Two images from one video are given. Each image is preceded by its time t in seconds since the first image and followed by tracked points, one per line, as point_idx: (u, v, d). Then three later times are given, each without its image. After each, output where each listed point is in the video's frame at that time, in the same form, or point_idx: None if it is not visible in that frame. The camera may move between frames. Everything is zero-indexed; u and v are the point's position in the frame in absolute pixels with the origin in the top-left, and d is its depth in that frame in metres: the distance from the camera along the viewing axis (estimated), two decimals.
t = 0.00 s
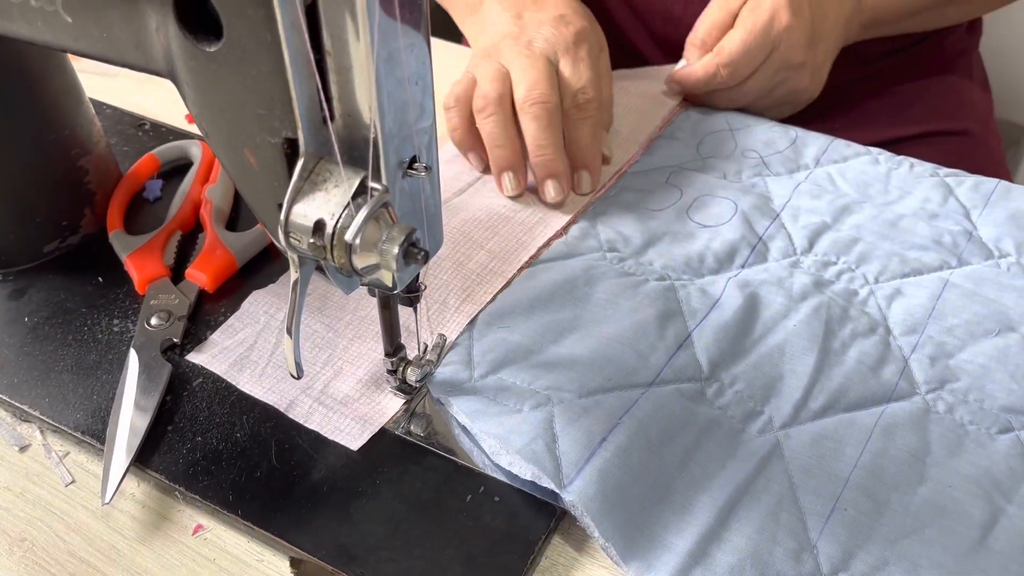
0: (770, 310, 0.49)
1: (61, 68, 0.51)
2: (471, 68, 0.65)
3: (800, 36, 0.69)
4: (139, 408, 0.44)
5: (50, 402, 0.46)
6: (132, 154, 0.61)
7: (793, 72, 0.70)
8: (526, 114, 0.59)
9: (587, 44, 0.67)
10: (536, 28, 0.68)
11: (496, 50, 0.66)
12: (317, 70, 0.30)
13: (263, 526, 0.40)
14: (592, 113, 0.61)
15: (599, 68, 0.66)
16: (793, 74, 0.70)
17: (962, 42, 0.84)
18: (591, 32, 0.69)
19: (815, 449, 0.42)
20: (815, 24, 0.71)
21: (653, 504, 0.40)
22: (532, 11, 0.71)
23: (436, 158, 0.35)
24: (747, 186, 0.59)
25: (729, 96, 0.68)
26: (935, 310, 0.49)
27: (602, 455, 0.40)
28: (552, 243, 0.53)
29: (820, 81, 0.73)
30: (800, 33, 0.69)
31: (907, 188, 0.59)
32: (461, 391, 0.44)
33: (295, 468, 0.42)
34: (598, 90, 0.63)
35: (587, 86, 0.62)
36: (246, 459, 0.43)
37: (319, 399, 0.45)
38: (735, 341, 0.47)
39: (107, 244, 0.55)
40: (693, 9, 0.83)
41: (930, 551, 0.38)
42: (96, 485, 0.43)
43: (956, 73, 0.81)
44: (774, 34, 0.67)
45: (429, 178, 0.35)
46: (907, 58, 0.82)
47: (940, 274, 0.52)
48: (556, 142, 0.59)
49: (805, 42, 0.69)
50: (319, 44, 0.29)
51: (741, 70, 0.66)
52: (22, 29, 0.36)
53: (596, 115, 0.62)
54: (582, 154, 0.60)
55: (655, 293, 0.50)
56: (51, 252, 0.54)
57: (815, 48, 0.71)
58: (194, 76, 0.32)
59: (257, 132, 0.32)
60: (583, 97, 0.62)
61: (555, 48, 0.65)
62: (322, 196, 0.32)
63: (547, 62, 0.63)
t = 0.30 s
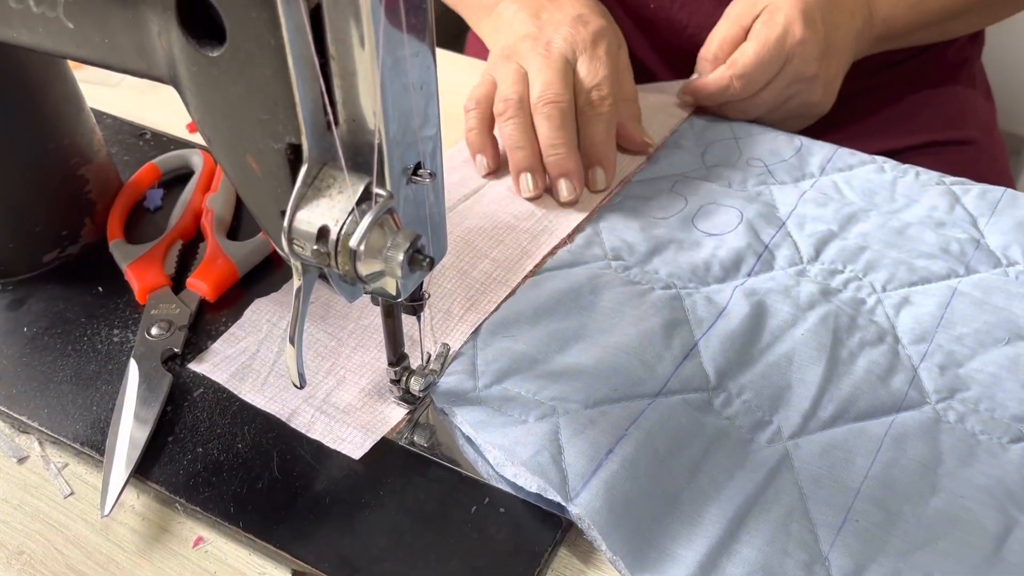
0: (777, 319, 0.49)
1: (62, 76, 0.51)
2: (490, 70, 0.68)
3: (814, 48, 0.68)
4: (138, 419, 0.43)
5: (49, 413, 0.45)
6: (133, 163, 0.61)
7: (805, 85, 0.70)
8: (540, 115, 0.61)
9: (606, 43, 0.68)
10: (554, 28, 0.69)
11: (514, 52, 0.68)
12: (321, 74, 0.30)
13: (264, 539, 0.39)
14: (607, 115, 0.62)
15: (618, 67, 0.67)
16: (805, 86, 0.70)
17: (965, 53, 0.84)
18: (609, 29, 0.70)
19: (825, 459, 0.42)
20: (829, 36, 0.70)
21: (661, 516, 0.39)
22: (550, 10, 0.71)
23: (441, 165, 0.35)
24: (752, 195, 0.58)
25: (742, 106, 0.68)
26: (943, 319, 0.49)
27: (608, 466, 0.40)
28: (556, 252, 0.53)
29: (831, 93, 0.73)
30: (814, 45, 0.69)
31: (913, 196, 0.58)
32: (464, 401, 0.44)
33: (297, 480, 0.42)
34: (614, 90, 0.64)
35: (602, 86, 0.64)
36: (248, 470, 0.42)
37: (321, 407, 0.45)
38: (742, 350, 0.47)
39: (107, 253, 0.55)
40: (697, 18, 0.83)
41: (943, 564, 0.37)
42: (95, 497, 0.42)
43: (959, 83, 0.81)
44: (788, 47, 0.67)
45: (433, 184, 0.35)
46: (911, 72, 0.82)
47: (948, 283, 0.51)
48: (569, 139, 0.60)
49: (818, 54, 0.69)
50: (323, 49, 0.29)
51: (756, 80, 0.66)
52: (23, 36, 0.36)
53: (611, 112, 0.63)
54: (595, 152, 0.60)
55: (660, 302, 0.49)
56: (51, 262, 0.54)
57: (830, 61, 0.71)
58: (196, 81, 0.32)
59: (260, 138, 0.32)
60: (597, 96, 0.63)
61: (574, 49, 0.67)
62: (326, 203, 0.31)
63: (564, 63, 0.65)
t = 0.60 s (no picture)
0: (782, 325, 0.48)
1: (64, 83, 0.51)
2: (495, 86, 0.67)
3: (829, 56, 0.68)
4: (140, 426, 0.43)
5: (50, 421, 0.45)
6: (135, 172, 0.61)
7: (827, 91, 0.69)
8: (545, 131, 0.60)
9: (609, 61, 0.68)
10: (558, 46, 0.68)
11: (519, 69, 0.67)
12: (326, 78, 0.30)
13: (266, 547, 0.39)
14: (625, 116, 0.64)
15: (621, 85, 0.67)
16: (826, 92, 0.69)
17: (965, 62, 0.83)
18: (614, 50, 0.70)
19: (832, 466, 0.41)
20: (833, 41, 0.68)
21: (667, 523, 0.39)
22: (554, 26, 0.71)
23: (445, 170, 0.35)
24: (755, 202, 0.58)
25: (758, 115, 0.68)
26: (949, 326, 0.49)
27: (613, 474, 0.39)
28: (559, 259, 0.53)
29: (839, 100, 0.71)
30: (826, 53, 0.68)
31: (917, 203, 0.58)
32: (468, 408, 0.44)
33: (300, 488, 0.41)
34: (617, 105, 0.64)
35: (605, 103, 0.63)
36: (250, 478, 0.42)
37: (324, 412, 0.44)
38: (747, 357, 0.46)
39: (109, 261, 0.55)
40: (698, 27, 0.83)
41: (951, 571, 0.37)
42: (96, 505, 0.42)
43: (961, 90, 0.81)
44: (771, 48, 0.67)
45: (437, 189, 0.35)
46: (918, 78, 0.81)
47: (953, 289, 0.51)
48: (574, 156, 0.59)
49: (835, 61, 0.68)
50: (327, 53, 0.29)
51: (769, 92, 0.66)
52: (26, 41, 0.36)
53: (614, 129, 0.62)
54: (599, 170, 0.60)
55: (664, 309, 0.49)
56: (52, 269, 0.53)
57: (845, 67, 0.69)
58: (200, 86, 0.32)
59: (264, 142, 0.32)
60: (600, 113, 0.63)
61: (578, 67, 0.66)
62: (331, 208, 0.31)
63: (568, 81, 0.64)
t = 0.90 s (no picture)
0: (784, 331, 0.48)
1: (63, 88, 0.51)
2: (498, 91, 0.65)
3: (776, 206, 0.50)
4: (139, 433, 0.43)
5: (49, 429, 0.45)
6: (134, 179, 0.61)
7: (827, 119, 0.51)
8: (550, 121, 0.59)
9: (615, 66, 0.68)
10: (562, 52, 0.68)
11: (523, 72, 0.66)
12: (327, 82, 0.30)
13: (266, 555, 0.39)
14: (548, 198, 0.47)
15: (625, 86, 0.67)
16: (894, 119, 0.51)
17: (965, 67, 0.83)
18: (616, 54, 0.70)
19: (835, 473, 0.41)
20: (875, 94, 0.51)
21: (668, 530, 0.38)
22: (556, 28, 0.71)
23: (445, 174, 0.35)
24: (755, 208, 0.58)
25: (619, 325, 0.46)
26: (951, 332, 0.49)
27: (614, 483, 0.39)
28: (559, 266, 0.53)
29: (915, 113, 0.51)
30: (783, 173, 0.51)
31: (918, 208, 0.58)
32: (469, 415, 0.43)
33: (299, 495, 0.41)
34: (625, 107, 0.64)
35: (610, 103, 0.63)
36: (249, 485, 0.42)
37: (324, 419, 0.44)
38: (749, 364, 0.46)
39: (108, 268, 0.55)
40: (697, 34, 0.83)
41: None
42: (95, 513, 0.42)
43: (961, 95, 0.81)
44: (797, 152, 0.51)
45: (438, 193, 0.35)
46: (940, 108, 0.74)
47: (954, 295, 0.51)
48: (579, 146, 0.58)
49: (773, 216, 0.50)
50: (328, 57, 0.29)
51: (576, 270, 0.47)
52: (26, 46, 0.37)
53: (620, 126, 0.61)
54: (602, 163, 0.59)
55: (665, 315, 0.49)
56: (51, 276, 0.53)
57: (797, 217, 0.52)
58: (201, 90, 0.32)
59: (265, 146, 0.32)
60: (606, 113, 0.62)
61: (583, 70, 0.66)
62: (331, 212, 0.31)
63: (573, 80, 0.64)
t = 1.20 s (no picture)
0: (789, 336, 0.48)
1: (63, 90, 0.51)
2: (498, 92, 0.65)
3: (782, 243, 0.53)
4: (137, 437, 0.42)
5: (47, 433, 0.44)
6: (134, 184, 0.61)
7: (823, 161, 0.55)
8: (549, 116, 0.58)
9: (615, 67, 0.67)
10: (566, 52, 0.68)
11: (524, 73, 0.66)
12: (326, 79, 0.29)
13: (264, 560, 0.38)
14: (560, 245, 0.52)
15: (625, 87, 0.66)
16: (891, 150, 0.53)
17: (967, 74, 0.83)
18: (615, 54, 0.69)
19: (843, 477, 0.40)
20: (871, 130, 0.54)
21: (674, 536, 0.38)
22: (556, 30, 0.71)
23: (445, 175, 0.34)
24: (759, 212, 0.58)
25: (630, 353, 0.46)
26: (959, 335, 0.48)
27: (618, 489, 0.38)
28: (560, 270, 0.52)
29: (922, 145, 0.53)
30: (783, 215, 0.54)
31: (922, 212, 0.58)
32: (471, 419, 0.43)
33: (297, 499, 0.41)
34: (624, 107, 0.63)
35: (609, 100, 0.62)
36: (248, 489, 0.41)
37: (323, 423, 0.44)
38: (753, 369, 0.46)
39: (108, 272, 0.55)
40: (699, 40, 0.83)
41: None
42: (92, 517, 0.41)
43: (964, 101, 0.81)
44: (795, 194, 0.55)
45: (438, 192, 0.35)
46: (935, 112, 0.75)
47: (961, 298, 0.50)
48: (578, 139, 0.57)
49: (780, 252, 0.52)
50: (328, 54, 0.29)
51: (587, 303, 0.48)
52: (25, 47, 0.36)
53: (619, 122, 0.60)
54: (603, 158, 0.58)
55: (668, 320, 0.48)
56: (49, 280, 0.53)
57: (806, 255, 0.53)
58: (200, 87, 0.32)
59: (264, 145, 0.32)
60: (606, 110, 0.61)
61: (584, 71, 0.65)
62: (330, 211, 0.31)
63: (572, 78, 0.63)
